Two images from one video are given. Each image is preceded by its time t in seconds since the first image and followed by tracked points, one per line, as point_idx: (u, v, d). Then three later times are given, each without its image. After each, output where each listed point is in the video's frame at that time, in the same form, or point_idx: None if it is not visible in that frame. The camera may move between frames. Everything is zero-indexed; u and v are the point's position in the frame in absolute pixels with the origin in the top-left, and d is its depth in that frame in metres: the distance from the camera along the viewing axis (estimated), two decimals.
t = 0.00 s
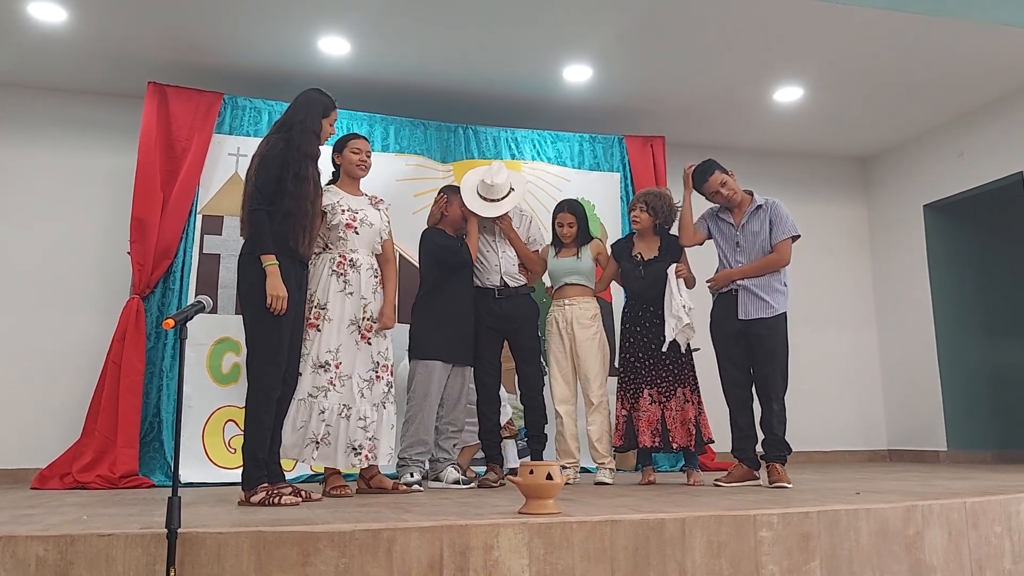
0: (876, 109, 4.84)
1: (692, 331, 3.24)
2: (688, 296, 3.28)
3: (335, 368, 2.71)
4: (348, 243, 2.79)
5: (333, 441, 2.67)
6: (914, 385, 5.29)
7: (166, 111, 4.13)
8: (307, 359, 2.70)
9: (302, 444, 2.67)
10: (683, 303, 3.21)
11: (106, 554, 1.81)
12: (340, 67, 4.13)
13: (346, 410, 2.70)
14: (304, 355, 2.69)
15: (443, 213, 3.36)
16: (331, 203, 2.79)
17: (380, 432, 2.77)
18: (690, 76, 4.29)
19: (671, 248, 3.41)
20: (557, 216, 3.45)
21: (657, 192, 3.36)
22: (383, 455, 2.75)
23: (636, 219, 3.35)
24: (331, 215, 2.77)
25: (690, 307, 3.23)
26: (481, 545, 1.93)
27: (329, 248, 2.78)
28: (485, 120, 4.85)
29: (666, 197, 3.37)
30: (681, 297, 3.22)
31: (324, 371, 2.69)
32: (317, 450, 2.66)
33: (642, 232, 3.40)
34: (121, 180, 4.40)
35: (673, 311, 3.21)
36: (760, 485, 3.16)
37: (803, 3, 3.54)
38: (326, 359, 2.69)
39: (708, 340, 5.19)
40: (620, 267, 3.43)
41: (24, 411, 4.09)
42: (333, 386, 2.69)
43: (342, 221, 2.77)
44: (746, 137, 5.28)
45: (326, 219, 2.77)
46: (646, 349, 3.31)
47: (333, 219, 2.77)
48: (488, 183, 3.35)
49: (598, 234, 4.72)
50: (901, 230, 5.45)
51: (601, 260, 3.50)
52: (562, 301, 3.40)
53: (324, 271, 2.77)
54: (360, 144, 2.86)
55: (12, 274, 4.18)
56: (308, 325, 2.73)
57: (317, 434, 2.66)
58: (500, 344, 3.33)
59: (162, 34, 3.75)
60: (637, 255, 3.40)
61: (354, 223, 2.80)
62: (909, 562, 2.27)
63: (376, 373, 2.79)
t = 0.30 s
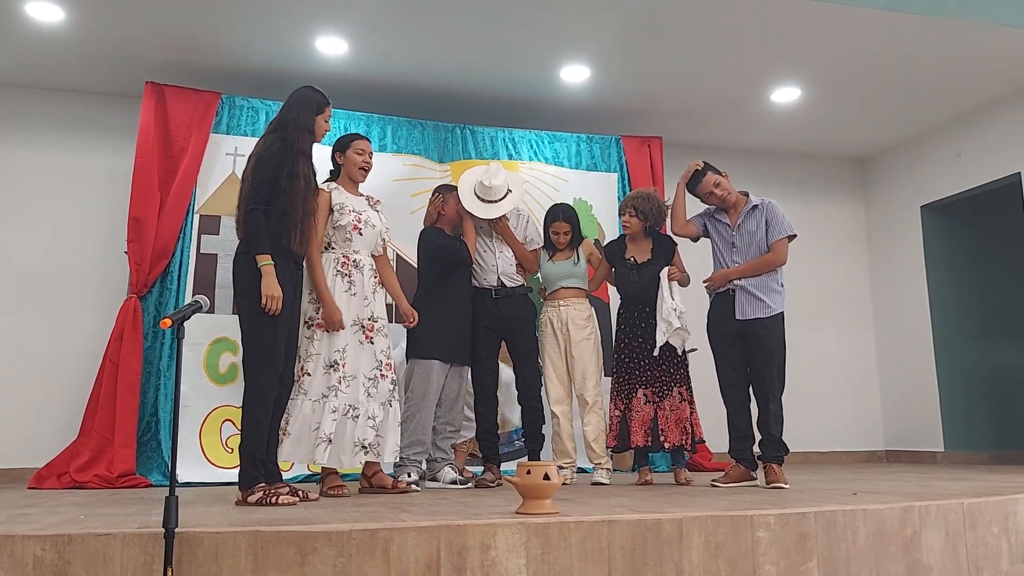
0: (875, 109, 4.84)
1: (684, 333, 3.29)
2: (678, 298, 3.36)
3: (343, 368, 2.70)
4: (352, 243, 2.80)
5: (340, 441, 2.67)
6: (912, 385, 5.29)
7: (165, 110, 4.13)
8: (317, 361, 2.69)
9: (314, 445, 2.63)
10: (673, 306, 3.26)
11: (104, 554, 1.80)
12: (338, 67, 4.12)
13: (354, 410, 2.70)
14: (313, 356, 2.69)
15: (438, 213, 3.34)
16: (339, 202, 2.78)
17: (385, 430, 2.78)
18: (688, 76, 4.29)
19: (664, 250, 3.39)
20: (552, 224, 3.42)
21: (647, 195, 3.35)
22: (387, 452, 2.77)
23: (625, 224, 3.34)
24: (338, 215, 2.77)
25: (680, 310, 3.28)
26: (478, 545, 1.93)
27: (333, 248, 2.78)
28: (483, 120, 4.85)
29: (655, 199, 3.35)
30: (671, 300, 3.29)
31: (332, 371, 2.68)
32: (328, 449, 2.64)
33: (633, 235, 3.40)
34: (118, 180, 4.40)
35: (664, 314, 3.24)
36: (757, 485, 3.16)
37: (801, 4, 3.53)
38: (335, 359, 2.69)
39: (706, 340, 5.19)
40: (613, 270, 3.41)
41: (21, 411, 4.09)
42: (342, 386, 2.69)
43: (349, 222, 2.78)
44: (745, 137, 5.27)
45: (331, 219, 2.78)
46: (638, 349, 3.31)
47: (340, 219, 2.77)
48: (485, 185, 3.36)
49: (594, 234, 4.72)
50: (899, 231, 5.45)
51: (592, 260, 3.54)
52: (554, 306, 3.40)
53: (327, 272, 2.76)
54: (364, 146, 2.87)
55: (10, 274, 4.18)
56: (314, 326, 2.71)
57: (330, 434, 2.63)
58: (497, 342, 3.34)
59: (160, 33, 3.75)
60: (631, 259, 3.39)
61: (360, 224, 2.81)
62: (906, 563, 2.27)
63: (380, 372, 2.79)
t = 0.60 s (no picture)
0: (874, 109, 4.84)
1: (678, 328, 3.29)
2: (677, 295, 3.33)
3: (354, 364, 2.72)
4: (364, 239, 2.84)
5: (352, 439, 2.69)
6: (911, 385, 5.29)
7: (164, 110, 4.13)
8: (332, 355, 2.69)
9: (335, 440, 2.64)
10: (670, 305, 3.27)
11: (103, 553, 1.80)
12: (337, 67, 4.12)
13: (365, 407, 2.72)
14: (328, 350, 2.69)
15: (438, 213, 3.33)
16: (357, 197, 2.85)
17: (394, 429, 2.78)
18: (687, 76, 4.29)
19: (663, 248, 3.39)
20: (547, 225, 3.42)
21: (646, 194, 3.34)
22: (399, 451, 2.77)
23: (623, 222, 3.34)
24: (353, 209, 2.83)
25: (675, 309, 3.27)
26: (477, 545, 1.93)
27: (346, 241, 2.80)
28: (482, 120, 4.85)
29: (653, 198, 3.35)
30: (668, 299, 3.27)
31: (346, 365, 2.70)
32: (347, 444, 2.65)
33: (631, 235, 3.39)
34: (117, 180, 4.40)
35: (658, 310, 3.25)
36: (756, 485, 3.16)
37: (800, 3, 3.53)
38: (348, 354, 2.71)
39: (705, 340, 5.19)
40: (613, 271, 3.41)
41: (19, 410, 4.08)
42: (354, 382, 2.71)
43: (364, 218, 2.83)
44: (744, 137, 5.28)
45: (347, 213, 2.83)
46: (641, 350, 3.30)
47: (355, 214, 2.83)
48: (485, 185, 3.36)
49: (593, 234, 4.72)
50: (898, 231, 5.46)
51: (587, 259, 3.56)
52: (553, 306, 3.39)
53: (339, 268, 2.77)
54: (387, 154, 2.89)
55: (8, 273, 4.18)
56: (329, 320, 2.72)
57: (347, 429, 2.65)
58: (496, 342, 3.34)
59: (159, 32, 3.75)
60: (631, 259, 3.38)
61: (372, 222, 2.86)
62: (905, 563, 2.27)
63: (388, 370, 2.79)
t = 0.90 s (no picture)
0: (872, 110, 4.85)
1: (691, 327, 3.31)
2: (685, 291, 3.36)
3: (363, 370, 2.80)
4: (379, 249, 2.94)
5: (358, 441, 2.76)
6: (909, 386, 5.30)
7: (163, 110, 4.12)
8: (347, 356, 2.75)
9: (348, 441, 2.70)
10: (681, 301, 3.29)
11: (101, 554, 1.80)
12: (336, 67, 4.12)
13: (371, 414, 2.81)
14: (344, 350, 2.75)
15: (437, 213, 3.37)
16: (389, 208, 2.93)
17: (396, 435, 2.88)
18: (686, 77, 4.30)
19: (666, 249, 3.40)
20: (545, 224, 3.41)
21: (649, 194, 3.35)
22: (395, 456, 2.85)
23: (627, 222, 3.33)
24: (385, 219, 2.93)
25: (687, 304, 3.30)
26: (476, 545, 1.93)
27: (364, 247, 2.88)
28: (481, 120, 4.85)
29: (656, 199, 3.35)
30: (680, 294, 3.30)
31: (357, 370, 2.78)
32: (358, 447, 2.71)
33: (634, 235, 3.38)
34: (116, 179, 4.39)
35: (670, 305, 3.27)
36: (755, 485, 3.16)
37: (799, 4, 3.54)
38: (360, 360, 2.79)
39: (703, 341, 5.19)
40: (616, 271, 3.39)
41: (17, 411, 4.07)
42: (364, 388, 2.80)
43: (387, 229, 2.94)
44: (743, 138, 5.28)
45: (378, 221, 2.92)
46: (646, 351, 3.30)
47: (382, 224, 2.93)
48: (486, 187, 3.34)
49: (592, 235, 4.72)
50: (896, 232, 5.46)
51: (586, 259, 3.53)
52: (552, 305, 3.39)
53: (355, 271, 2.83)
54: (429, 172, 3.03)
55: (6, 273, 4.17)
56: (343, 322, 2.77)
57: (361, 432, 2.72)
58: (496, 342, 3.35)
59: (157, 32, 3.74)
60: (633, 258, 3.36)
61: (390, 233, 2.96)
62: (904, 563, 2.27)
63: (392, 379, 2.89)
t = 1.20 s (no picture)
0: (871, 110, 4.85)
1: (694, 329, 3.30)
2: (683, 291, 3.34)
3: (371, 374, 2.82)
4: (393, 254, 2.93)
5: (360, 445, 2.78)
6: (907, 386, 5.31)
7: (161, 110, 4.11)
8: (353, 363, 2.77)
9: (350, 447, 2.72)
10: (683, 300, 3.29)
11: (99, 554, 1.80)
12: (335, 67, 4.12)
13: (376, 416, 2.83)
14: (350, 358, 2.77)
15: (438, 213, 3.35)
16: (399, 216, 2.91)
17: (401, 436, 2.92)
18: (685, 77, 4.30)
19: (661, 250, 3.37)
20: (544, 223, 3.41)
21: (648, 194, 3.34)
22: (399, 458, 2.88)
23: (626, 222, 3.34)
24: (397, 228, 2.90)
25: (690, 303, 3.30)
26: (475, 545, 1.93)
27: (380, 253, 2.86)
28: (480, 120, 4.85)
29: (655, 200, 3.35)
30: (679, 294, 3.29)
31: (365, 375, 2.79)
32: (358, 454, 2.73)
33: (631, 235, 3.39)
34: (114, 179, 4.39)
35: (675, 307, 3.27)
36: (754, 485, 3.17)
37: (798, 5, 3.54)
38: (369, 365, 2.81)
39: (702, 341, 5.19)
40: (612, 271, 3.38)
41: (15, 410, 4.07)
42: (371, 392, 2.81)
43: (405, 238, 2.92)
44: (742, 139, 5.28)
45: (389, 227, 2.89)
46: (643, 351, 3.29)
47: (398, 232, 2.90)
48: (486, 188, 3.35)
49: (591, 235, 4.72)
50: (894, 232, 5.47)
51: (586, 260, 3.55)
52: (552, 305, 3.40)
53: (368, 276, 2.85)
54: (436, 167, 3.03)
55: (4, 273, 4.17)
56: (354, 327, 2.80)
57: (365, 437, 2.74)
58: (495, 342, 3.36)
59: (156, 32, 3.74)
60: (631, 258, 3.37)
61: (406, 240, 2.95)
62: (902, 563, 2.27)
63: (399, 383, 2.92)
